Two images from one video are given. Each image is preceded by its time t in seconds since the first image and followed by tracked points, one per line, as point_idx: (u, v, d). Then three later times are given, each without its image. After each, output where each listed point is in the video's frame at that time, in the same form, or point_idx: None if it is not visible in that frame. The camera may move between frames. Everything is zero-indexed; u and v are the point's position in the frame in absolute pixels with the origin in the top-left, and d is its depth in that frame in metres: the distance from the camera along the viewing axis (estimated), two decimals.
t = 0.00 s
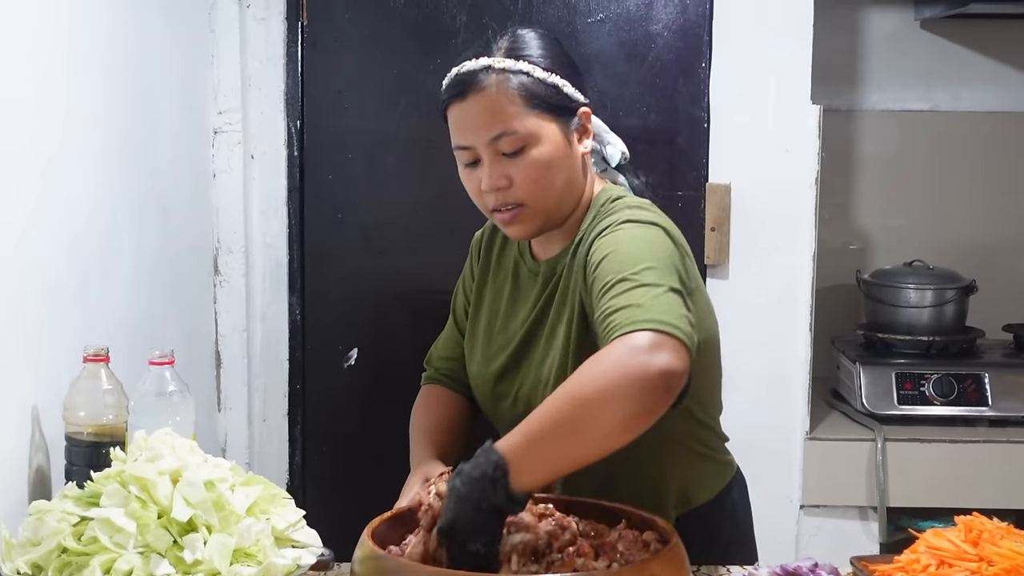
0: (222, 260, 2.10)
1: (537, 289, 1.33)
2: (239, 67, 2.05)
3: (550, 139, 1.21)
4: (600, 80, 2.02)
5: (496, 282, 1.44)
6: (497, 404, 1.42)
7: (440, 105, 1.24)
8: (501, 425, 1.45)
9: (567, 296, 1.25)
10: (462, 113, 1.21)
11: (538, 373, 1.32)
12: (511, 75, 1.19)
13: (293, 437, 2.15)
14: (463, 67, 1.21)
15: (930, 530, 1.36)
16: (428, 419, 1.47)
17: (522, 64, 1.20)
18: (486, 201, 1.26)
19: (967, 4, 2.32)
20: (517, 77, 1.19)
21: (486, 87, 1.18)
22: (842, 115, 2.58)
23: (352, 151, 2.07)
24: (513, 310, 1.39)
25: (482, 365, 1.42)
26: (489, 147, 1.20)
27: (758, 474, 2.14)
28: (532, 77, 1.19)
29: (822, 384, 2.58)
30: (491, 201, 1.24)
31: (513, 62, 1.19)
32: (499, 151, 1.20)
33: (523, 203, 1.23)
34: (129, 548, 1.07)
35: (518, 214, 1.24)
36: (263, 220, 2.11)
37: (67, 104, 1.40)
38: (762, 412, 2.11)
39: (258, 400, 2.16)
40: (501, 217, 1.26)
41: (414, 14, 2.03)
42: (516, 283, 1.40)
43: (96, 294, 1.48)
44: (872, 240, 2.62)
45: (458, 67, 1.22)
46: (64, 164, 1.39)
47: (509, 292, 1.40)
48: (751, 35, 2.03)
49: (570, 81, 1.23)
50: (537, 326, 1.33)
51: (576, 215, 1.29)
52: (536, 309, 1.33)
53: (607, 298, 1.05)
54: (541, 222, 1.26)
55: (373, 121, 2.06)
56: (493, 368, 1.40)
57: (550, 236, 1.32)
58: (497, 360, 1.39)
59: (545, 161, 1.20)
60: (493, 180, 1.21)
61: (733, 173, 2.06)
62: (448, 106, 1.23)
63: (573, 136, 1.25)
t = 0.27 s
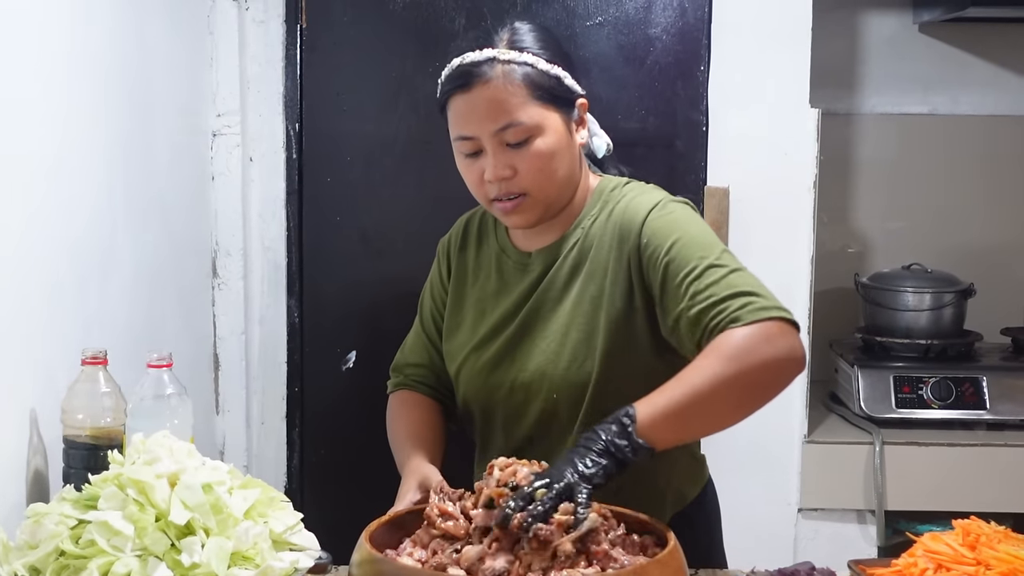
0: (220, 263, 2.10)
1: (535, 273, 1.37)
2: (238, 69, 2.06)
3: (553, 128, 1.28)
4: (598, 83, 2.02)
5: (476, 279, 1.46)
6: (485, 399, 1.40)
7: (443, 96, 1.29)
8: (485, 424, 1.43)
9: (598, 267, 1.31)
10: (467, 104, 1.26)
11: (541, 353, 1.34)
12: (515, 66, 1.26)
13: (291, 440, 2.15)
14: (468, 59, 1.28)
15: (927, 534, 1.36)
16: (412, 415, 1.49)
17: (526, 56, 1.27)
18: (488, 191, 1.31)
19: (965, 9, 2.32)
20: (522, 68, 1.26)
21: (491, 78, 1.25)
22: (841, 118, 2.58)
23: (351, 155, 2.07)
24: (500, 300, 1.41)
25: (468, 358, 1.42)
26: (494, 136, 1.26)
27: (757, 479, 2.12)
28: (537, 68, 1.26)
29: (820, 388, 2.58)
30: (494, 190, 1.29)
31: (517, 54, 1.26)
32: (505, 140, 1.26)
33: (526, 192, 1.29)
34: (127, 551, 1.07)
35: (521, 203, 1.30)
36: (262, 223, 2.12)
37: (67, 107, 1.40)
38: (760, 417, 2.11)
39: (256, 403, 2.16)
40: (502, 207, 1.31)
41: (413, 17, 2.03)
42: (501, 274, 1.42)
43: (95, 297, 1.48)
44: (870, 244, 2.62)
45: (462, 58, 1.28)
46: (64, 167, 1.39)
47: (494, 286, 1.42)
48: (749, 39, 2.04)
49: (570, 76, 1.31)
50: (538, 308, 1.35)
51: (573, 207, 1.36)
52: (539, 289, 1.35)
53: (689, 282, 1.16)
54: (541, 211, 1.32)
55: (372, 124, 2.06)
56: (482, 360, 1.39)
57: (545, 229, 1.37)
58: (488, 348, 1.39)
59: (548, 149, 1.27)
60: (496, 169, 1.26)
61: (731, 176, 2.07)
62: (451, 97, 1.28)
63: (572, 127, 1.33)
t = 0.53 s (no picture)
0: (220, 265, 2.10)
1: (484, 278, 1.37)
2: (236, 71, 2.06)
3: (514, 125, 1.30)
4: (598, 86, 2.03)
5: (420, 283, 1.44)
6: (435, 406, 1.41)
7: (403, 90, 1.30)
8: (433, 429, 1.43)
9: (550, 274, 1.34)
10: (431, 96, 1.27)
11: (496, 358, 1.35)
12: (479, 61, 1.28)
13: (290, 442, 2.15)
14: (432, 52, 1.29)
15: (926, 536, 1.36)
16: (365, 425, 1.48)
17: (490, 52, 1.30)
18: (445, 187, 1.31)
19: (964, 10, 2.32)
20: (487, 63, 1.28)
21: (455, 72, 1.27)
22: (840, 120, 2.58)
23: (350, 156, 2.07)
24: (448, 306, 1.40)
25: (417, 366, 1.40)
26: (456, 131, 1.27)
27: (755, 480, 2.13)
28: (500, 65, 1.29)
29: (820, 389, 2.58)
30: (453, 185, 1.30)
31: (481, 50, 1.29)
32: (467, 135, 1.27)
33: (484, 188, 1.30)
34: (125, 553, 1.07)
35: (479, 198, 1.31)
36: (261, 224, 2.11)
37: (64, 105, 1.39)
38: (758, 418, 2.11)
39: (255, 405, 2.16)
40: (459, 202, 1.32)
41: (412, 18, 2.03)
42: (447, 279, 1.41)
43: (93, 298, 1.48)
44: (869, 246, 2.62)
45: (424, 51, 1.29)
46: (62, 167, 1.39)
47: (440, 292, 1.41)
48: (749, 40, 2.04)
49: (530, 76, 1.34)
50: (489, 313, 1.36)
51: (525, 208, 1.37)
52: (492, 295, 1.36)
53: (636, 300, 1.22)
54: (497, 208, 1.33)
55: (371, 126, 2.06)
56: (434, 366, 1.39)
57: (495, 229, 1.38)
58: (437, 356, 1.39)
59: (509, 145, 1.29)
60: (458, 162, 1.27)
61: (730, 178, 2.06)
62: (413, 90, 1.29)
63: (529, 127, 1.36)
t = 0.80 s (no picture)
0: (219, 267, 2.10)
1: (417, 272, 1.53)
2: (236, 72, 2.06)
3: (454, 120, 1.43)
4: (597, 87, 2.03)
5: (348, 278, 1.58)
6: (371, 395, 1.54)
7: (348, 84, 1.40)
8: (367, 415, 1.57)
9: (482, 266, 1.51)
10: (374, 89, 1.38)
11: (435, 348, 1.50)
12: (423, 56, 1.40)
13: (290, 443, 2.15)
14: (374, 47, 1.40)
15: (926, 537, 1.36)
16: (314, 437, 1.54)
17: (432, 47, 1.42)
18: (387, 180, 1.42)
19: (963, 12, 2.33)
20: (430, 58, 1.40)
21: (400, 66, 1.38)
22: (838, 122, 2.58)
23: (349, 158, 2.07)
24: (380, 300, 1.55)
25: (352, 358, 1.54)
26: (402, 124, 1.38)
27: (753, 481, 2.13)
28: (441, 60, 1.42)
29: (819, 391, 2.58)
30: (396, 179, 1.41)
31: (424, 45, 1.41)
32: (412, 128, 1.39)
33: (425, 182, 1.43)
34: (125, 554, 1.07)
35: (418, 191, 1.43)
36: (260, 226, 2.11)
37: (63, 106, 1.39)
38: (757, 419, 2.12)
39: (254, 406, 2.15)
40: (399, 195, 1.44)
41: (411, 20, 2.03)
42: (377, 274, 1.56)
43: (92, 300, 1.48)
44: (868, 247, 2.63)
45: (368, 46, 1.40)
46: (62, 169, 1.39)
47: (371, 288, 1.56)
48: (748, 42, 2.04)
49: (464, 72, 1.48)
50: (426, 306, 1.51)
51: (455, 204, 1.54)
52: (427, 287, 1.52)
53: (569, 279, 1.37)
54: (434, 201, 1.47)
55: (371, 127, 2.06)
56: (372, 356, 1.52)
57: (427, 224, 1.53)
58: (373, 347, 1.53)
59: (449, 139, 1.42)
60: (402, 155, 1.39)
61: (729, 180, 2.07)
62: (357, 84, 1.39)
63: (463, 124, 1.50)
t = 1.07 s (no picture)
0: (218, 268, 2.10)
1: (395, 269, 1.53)
2: (235, 73, 2.06)
3: (432, 121, 1.44)
4: (596, 88, 2.03)
5: (320, 280, 1.56)
6: (357, 396, 1.53)
7: (328, 85, 1.39)
8: (351, 418, 1.55)
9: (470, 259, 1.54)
10: (356, 90, 1.37)
11: (427, 344, 1.51)
12: (403, 57, 1.41)
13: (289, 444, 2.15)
14: (355, 48, 1.39)
15: (925, 538, 1.36)
16: (295, 440, 1.49)
17: (411, 48, 1.43)
18: (368, 181, 1.42)
19: (962, 13, 2.33)
20: (409, 59, 1.41)
21: (382, 68, 1.38)
22: (838, 123, 2.59)
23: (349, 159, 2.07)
24: (357, 300, 1.54)
25: (333, 360, 1.52)
26: (385, 125, 1.38)
27: (753, 482, 2.14)
28: (420, 61, 1.42)
29: (818, 391, 2.58)
30: (377, 180, 1.41)
31: (403, 46, 1.42)
32: (395, 130, 1.39)
33: (406, 183, 1.43)
34: (124, 555, 1.07)
35: (399, 192, 1.43)
36: (260, 227, 2.11)
37: (62, 108, 1.40)
38: (756, 420, 2.12)
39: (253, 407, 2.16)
40: (380, 196, 1.43)
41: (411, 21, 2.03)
42: (350, 274, 1.55)
43: (92, 301, 1.48)
44: (867, 248, 2.63)
45: (348, 47, 1.39)
46: (61, 170, 1.39)
47: (347, 287, 1.54)
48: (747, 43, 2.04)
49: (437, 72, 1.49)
50: (414, 302, 1.52)
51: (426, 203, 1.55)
52: (408, 283, 1.53)
53: (570, 285, 1.45)
54: (411, 202, 1.47)
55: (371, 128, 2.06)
56: (359, 356, 1.51)
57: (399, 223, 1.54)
58: (359, 347, 1.51)
59: (429, 139, 1.43)
60: (385, 156, 1.38)
61: (728, 180, 2.07)
62: (338, 86, 1.38)
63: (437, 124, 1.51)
